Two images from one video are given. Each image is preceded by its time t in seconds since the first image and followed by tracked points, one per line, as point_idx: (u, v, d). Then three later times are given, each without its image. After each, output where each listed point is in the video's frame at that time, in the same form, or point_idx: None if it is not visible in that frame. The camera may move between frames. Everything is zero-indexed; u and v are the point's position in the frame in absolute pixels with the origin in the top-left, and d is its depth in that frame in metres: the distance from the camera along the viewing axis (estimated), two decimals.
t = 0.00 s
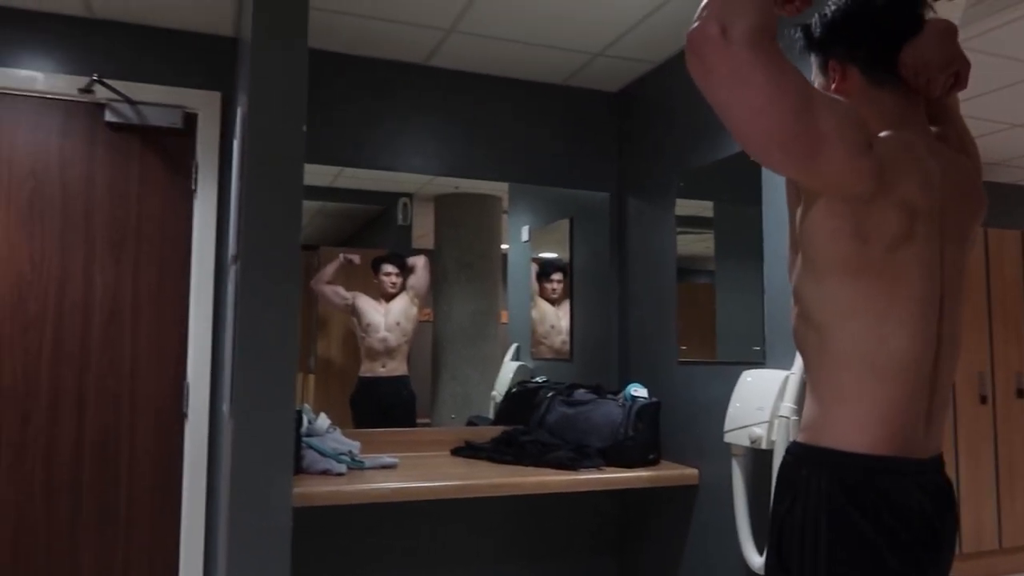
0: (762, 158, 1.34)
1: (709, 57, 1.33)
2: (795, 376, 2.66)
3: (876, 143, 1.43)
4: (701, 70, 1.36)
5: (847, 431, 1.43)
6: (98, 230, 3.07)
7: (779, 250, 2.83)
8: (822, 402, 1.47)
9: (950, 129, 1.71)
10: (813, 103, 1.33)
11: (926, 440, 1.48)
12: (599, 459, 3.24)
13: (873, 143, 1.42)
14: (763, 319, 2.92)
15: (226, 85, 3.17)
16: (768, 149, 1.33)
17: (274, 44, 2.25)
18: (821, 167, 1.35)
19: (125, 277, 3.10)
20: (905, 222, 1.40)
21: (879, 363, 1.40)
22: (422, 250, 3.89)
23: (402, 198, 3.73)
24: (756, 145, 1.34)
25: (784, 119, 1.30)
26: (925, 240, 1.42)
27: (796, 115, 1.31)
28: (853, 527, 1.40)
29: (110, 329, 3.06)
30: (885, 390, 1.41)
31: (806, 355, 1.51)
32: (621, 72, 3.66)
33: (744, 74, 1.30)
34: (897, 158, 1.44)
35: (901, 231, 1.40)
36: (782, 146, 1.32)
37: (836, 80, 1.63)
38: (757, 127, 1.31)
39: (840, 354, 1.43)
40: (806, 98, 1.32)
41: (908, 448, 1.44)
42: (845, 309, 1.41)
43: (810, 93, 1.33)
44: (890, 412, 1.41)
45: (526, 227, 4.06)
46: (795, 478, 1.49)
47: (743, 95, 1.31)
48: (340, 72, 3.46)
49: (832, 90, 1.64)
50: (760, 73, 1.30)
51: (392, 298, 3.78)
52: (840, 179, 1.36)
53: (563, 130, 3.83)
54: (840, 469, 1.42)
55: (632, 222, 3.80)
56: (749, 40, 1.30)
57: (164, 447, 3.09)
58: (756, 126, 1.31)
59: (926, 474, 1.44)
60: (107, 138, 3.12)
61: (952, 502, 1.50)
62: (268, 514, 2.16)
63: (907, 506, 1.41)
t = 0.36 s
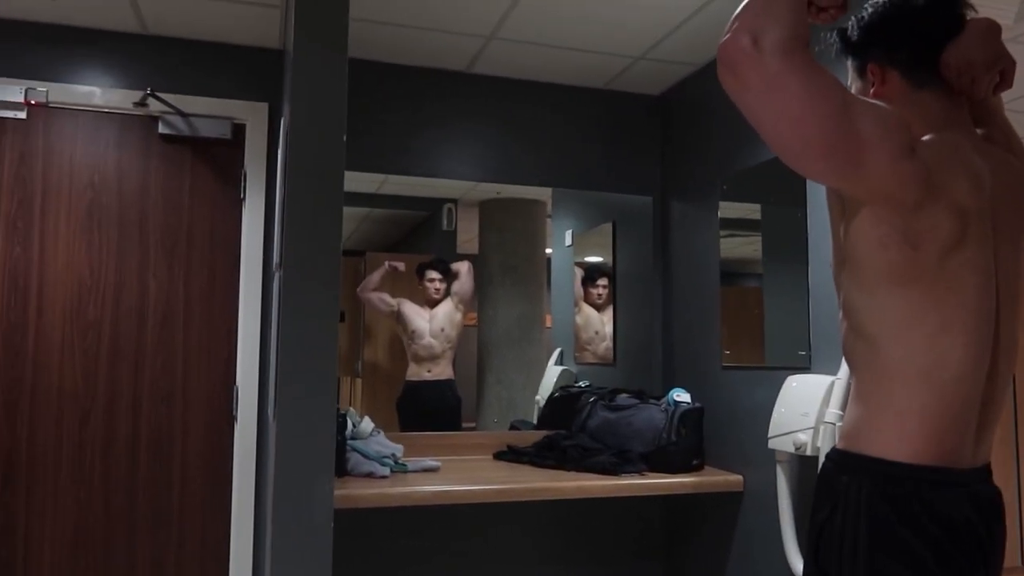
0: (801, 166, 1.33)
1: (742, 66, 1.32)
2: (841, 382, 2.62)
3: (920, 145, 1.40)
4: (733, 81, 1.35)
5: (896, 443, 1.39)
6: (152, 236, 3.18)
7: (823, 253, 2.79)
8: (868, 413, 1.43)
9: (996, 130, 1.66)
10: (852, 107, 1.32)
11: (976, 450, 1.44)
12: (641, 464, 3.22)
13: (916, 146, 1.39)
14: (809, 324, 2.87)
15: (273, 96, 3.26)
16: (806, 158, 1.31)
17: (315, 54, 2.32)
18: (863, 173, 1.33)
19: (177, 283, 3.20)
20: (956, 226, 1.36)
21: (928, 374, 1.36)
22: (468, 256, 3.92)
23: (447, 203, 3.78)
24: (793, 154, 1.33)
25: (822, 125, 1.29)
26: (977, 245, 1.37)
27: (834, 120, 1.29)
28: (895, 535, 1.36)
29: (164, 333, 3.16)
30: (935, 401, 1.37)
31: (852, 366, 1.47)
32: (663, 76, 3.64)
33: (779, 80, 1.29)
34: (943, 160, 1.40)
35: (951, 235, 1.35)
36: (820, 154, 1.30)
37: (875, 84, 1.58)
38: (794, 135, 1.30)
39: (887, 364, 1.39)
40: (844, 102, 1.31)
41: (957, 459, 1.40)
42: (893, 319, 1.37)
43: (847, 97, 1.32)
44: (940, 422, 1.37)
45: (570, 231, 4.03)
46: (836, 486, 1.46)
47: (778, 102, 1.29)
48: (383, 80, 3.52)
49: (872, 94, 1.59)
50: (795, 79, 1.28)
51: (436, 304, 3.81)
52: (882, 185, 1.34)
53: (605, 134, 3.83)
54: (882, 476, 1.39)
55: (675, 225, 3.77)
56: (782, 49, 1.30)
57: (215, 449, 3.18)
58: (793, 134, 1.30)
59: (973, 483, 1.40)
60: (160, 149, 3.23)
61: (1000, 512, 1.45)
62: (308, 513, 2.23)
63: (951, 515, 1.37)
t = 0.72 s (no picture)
0: (806, 165, 1.30)
1: (745, 63, 1.30)
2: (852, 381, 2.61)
3: (927, 142, 1.38)
4: (737, 78, 1.33)
5: (902, 443, 1.39)
6: (167, 236, 3.23)
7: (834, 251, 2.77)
8: (874, 412, 1.43)
9: (1002, 128, 1.64)
10: (857, 105, 1.29)
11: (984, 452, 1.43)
12: (652, 463, 3.22)
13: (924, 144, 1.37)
14: (820, 322, 2.85)
15: (285, 98, 3.29)
16: (810, 158, 1.29)
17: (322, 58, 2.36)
18: (869, 172, 1.31)
19: (192, 284, 3.24)
20: (962, 224, 1.35)
21: (934, 372, 1.35)
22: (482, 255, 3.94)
23: (461, 203, 3.80)
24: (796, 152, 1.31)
25: (827, 123, 1.26)
26: (985, 243, 1.36)
27: (839, 119, 1.27)
28: (902, 536, 1.36)
29: (179, 333, 3.21)
30: (941, 400, 1.36)
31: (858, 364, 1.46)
32: (675, 74, 3.63)
33: (782, 78, 1.27)
34: (950, 157, 1.38)
35: (958, 233, 1.34)
36: (825, 153, 1.28)
37: (879, 80, 1.57)
38: (797, 134, 1.27)
39: (893, 363, 1.39)
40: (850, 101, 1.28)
41: (965, 460, 1.39)
42: (898, 317, 1.37)
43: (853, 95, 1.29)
44: (947, 422, 1.37)
45: (583, 230, 4.01)
46: (843, 485, 1.45)
47: (782, 100, 1.27)
48: (395, 81, 3.54)
49: (876, 91, 1.57)
50: (798, 77, 1.26)
51: (449, 303, 3.84)
52: (889, 184, 1.32)
53: (617, 133, 3.82)
54: (890, 478, 1.38)
55: (688, 224, 3.75)
56: (785, 46, 1.27)
57: (229, 447, 3.22)
58: (798, 132, 1.27)
59: (982, 485, 1.39)
60: (175, 151, 3.27)
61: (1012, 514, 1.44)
62: (316, 509, 2.28)
63: (960, 517, 1.36)
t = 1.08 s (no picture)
0: (784, 173, 1.29)
1: (708, 82, 1.28)
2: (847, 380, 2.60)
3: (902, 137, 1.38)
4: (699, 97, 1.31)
5: (892, 443, 1.37)
6: (163, 235, 3.23)
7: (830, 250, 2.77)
8: (863, 414, 1.41)
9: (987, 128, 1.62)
10: (824, 111, 1.27)
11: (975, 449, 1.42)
12: (648, 462, 3.21)
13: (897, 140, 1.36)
14: (816, 321, 2.85)
15: (281, 98, 3.30)
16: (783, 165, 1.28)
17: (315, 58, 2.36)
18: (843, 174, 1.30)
19: (188, 284, 3.25)
20: (943, 218, 1.34)
21: (920, 370, 1.34)
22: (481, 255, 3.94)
23: (459, 202, 3.82)
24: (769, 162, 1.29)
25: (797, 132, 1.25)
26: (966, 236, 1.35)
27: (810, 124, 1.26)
28: (895, 536, 1.34)
29: (175, 333, 3.22)
30: (929, 397, 1.35)
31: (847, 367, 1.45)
32: (671, 73, 3.63)
33: (746, 95, 1.24)
34: (926, 151, 1.38)
35: (939, 228, 1.34)
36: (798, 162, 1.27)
37: (865, 80, 1.53)
38: (768, 147, 1.26)
39: (880, 363, 1.37)
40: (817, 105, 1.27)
41: (957, 458, 1.37)
42: (881, 316, 1.36)
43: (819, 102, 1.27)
44: (938, 417, 1.35)
45: (581, 228, 3.99)
46: (835, 486, 1.44)
47: (748, 116, 1.25)
48: (390, 81, 3.54)
49: (862, 93, 1.54)
50: (760, 89, 1.24)
51: (447, 302, 3.84)
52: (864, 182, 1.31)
53: (614, 132, 3.82)
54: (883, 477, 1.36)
55: (684, 222, 3.75)
56: (742, 62, 1.25)
57: (226, 447, 3.23)
58: (768, 146, 1.26)
59: (976, 484, 1.37)
60: (171, 152, 3.27)
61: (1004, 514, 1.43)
62: (309, 510, 2.28)
63: (954, 517, 1.34)
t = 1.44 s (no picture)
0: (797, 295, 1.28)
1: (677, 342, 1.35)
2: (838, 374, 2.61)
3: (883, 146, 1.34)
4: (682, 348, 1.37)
5: (892, 444, 1.34)
6: (155, 230, 3.23)
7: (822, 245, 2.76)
8: (860, 414, 1.37)
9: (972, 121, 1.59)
10: (778, 223, 1.30)
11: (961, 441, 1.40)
12: (641, 457, 3.22)
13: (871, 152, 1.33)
14: (808, 315, 2.85)
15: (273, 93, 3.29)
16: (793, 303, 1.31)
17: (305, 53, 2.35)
18: (837, 240, 1.28)
19: (180, 279, 3.24)
20: (944, 223, 1.31)
21: (927, 375, 1.31)
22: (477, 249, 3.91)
23: (455, 197, 3.78)
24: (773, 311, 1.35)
25: (788, 262, 1.28)
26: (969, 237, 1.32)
27: (792, 246, 1.28)
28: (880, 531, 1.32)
29: (167, 330, 3.21)
30: (933, 398, 1.33)
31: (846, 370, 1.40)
32: (664, 67, 3.62)
33: (722, 292, 1.30)
34: (922, 150, 1.34)
35: (943, 234, 1.31)
36: (800, 276, 1.28)
37: (868, 65, 1.46)
38: (780, 303, 1.29)
39: (883, 369, 1.33)
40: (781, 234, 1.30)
41: (943, 451, 1.36)
42: (886, 326, 1.32)
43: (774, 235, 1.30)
44: (934, 425, 1.34)
45: (575, 223, 3.96)
46: (816, 479, 1.42)
47: (737, 306, 1.29)
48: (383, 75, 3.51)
49: (863, 74, 1.48)
50: (711, 298, 1.30)
51: (440, 300, 3.80)
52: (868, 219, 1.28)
53: (608, 126, 3.81)
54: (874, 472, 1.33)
55: (677, 217, 3.74)
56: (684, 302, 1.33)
57: (219, 443, 3.23)
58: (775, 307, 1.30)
59: (965, 479, 1.35)
60: (163, 146, 3.27)
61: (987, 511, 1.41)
62: (299, 506, 2.29)
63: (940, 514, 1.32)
